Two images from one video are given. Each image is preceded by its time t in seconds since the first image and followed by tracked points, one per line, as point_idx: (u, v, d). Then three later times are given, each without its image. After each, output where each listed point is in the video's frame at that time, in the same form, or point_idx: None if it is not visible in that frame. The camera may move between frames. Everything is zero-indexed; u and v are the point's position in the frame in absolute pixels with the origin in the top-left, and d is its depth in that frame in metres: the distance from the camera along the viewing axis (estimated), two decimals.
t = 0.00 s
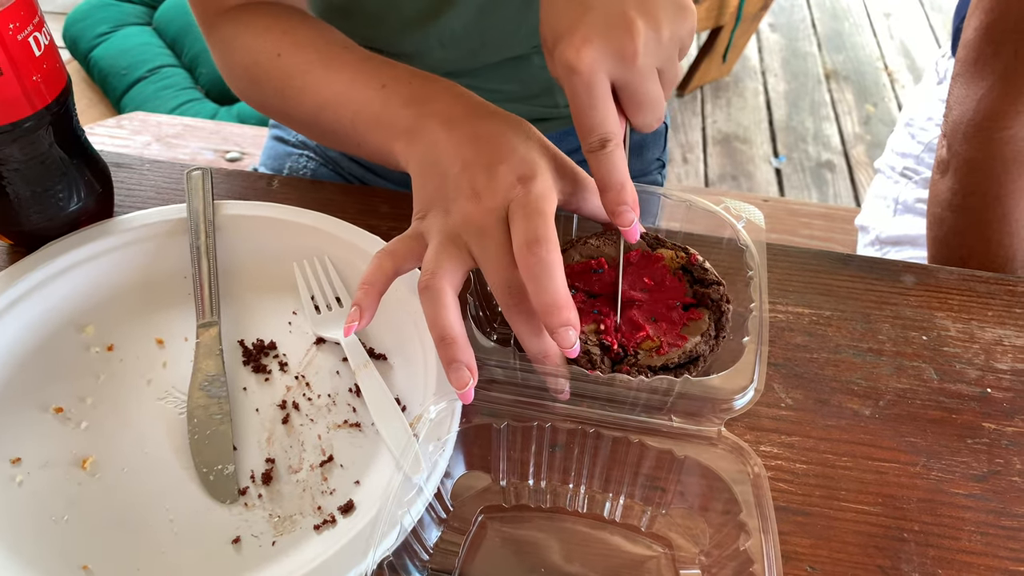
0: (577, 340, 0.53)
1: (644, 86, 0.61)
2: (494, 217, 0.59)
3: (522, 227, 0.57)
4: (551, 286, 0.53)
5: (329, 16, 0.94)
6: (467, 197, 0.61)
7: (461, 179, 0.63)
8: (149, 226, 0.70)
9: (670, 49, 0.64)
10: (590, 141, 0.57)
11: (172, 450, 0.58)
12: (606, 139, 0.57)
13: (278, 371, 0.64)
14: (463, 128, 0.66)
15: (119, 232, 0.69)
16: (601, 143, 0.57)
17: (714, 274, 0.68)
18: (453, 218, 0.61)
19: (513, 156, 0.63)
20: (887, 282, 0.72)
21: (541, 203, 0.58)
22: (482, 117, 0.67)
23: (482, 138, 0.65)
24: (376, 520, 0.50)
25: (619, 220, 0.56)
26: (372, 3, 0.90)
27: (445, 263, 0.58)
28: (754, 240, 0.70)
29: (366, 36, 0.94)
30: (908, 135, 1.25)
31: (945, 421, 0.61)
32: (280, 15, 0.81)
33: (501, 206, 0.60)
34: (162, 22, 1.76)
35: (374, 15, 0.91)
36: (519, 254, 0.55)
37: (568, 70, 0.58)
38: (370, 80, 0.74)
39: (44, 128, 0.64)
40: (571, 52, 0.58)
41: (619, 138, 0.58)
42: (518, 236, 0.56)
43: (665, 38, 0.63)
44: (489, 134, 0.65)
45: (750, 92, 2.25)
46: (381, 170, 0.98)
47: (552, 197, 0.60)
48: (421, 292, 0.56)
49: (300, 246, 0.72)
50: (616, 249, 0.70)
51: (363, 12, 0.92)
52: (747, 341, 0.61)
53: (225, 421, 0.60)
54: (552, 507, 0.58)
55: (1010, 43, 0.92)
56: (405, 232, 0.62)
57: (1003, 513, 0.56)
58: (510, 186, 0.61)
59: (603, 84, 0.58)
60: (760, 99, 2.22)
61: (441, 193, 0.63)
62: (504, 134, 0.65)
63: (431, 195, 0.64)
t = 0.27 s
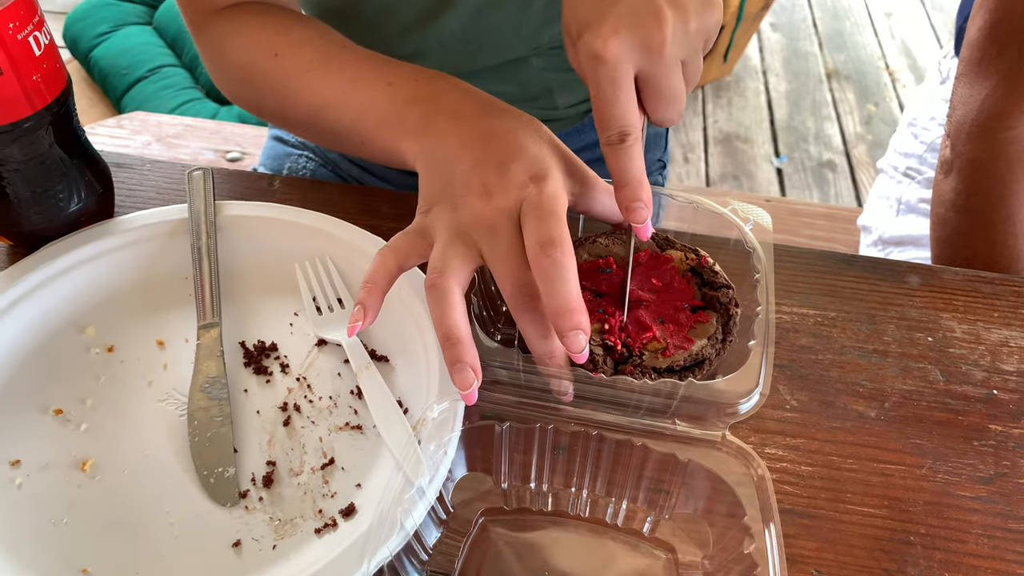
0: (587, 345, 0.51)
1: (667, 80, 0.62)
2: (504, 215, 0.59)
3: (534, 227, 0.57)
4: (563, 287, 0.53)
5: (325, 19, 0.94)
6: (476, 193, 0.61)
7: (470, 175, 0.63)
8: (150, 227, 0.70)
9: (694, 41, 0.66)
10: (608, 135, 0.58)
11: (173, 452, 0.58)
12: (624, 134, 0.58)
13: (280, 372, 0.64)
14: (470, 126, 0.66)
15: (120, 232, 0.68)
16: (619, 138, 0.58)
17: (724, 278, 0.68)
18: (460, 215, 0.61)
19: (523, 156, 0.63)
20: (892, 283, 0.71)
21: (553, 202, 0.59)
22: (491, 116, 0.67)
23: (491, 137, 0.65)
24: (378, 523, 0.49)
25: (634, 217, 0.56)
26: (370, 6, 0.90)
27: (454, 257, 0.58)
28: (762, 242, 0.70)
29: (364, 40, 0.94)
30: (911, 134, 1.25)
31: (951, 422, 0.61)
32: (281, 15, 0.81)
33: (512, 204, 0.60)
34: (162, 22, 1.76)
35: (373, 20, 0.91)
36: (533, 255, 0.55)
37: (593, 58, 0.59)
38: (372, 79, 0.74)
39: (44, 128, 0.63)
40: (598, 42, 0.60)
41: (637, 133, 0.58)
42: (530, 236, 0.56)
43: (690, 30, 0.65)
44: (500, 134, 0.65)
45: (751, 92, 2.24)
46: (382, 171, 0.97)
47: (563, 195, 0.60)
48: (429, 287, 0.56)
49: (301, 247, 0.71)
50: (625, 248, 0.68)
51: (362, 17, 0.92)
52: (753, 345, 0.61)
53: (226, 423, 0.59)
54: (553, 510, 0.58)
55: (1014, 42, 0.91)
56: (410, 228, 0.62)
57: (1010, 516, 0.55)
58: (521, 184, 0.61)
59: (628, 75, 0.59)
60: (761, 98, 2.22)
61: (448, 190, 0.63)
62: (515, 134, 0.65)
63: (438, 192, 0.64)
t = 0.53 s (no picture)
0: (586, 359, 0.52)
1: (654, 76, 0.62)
2: (498, 215, 0.59)
3: (532, 237, 0.57)
4: (562, 299, 0.54)
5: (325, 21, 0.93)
6: (470, 192, 0.61)
7: (465, 174, 0.63)
8: (146, 226, 0.69)
9: (680, 36, 0.65)
10: (598, 133, 0.59)
11: (168, 453, 0.57)
12: (615, 129, 0.58)
13: (276, 372, 0.64)
14: (468, 125, 0.66)
15: (116, 232, 0.68)
16: (610, 133, 0.58)
17: (723, 279, 0.67)
18: (455, 214, 0.60)
19: (519, 155, 0.63)
20: (892, 282, 0.71)
21: (548, 208, 0.59)
22: (488, 115, 0.67)
23: (487, 136, 0.65)
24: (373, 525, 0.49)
25: (628, 210, 0.57)
26: (369, 8, 0.89)
27: (448, 255, 0.57)
28: (761, 242, 0.70)
29: (364, 41, 0.93)
30: (910, 134, 1.24)
31: (951, 423, 0.60)
32: (278, 14, 0.81)
33: (507, 204, 0.60)
34: (160, 22, 1.75)
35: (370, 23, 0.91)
36: (533, 271, 0.56)
37: (578, 58, 0.59)
38: (369, 78, 0.74)
39: (39, 127, 0.63)
40: (580, 42, 0.60)
41: (627, 129, 0.58)
42: (528, 249, 0.57)
43: (673, 26, 0.64)
44: (496, 132, 0.65)
45: (751, 91, 2.24)
46: (380, 171, 0.97)
47: (557, 200, 0.61)
48: (424, 289, 0.55)
49: (298, 246, 0.71)
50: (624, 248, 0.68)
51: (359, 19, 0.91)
52: (750, 346, 0.61)
53: (221, 423, 0.59)
54: (549, 511, 0.57)
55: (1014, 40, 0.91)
56: (404, 229, 0.61)
57: (1010, 516, 0.55)
58: (517, 184, 0.61)
59: (612, 73, 0.59)
60: (761, 98, 2.22)
61: (442, 187, 0.63)
62: (511, 133, 0.65)
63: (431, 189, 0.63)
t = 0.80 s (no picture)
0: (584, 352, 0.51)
1: (658, 82, 0.62)
2: (488, 206, 0.59)
3: (523, 228, 0.56)
4: (557, 289, 0.53)
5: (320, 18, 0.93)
6: (459, 183, 0.61)
7: (454, 167, 0.62)
8: (134, 222, 0.69)
9: (684, 48, 0.66)
10: (598, 133, 0.58)
11: (154, 448, 0.57)
12: (614, 131, 0.57)
13: (263, 368, 0.63)
14: (457, 120, 0.66)
15: (103, 227, 0.68)
16: (609, 134, 0.57)
17: (713, 275, 0.67)
18: (443, 206, 0.60)
19: (509, 147, 0.63)
20: (883, 278, 0.71)
21: (541, 198, 0.58)
22: (478, 108, 0.67)
23: (477, 128, 0.64)
24: (358, 521, 0.49)
25: (622, 209, 0.56)
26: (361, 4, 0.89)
27: (435, 248, 0.57)
28: (750, 237, 0.70)
29: (357, 37, 0.93)
30: (905, 131, 1.24)
31: (940, 418, 0.60)
32: (268, 9, 0.80)
33: (498, 195, 0.59)
34: (157, 20, 1.75)
35: (362, 19, 0.90)
36: (528, 261, 0.54)
37: (584, 61, 0.60)
38: (358, 73, 0.73)
39: (25, 121, 0.63)
40: (587, 45, 0.61)
41: (628, 132, 0.58)
42: (521, 240, 0.56)
43: (678, 37, 0.65)
44: (486, 125, 0.65)
45: (748, 90, 2.24)
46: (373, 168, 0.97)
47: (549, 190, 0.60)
48: (411, 283, 0.55)
49: (286, 242, 0.71)
50: (611, 246, 0.68)
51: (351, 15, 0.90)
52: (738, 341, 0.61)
53: (208, 419, 0.59)
54: (537, 506, 0.57)
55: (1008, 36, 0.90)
56: (391, 223, 0.61)
57: (999, 512, 0.55)
58: (507, 174, 0.60)
59: (617, 76, 0.59)
60: (758, 97, 2.21)
61: (430, 179, 0.62)
62: (501, 126, 0.65)
63: (419, 181, 0.63)
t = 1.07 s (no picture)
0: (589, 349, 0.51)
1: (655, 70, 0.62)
2: (490, 205, 0.59)
3: (529, 227, 0.57)
4: (562, 284, 0.54)
5: (317, 15, 0.93)
6: (462, 182, 0.61)
7: (455, 166, 0.63)
8: (131, 224, 0.69)
9: (681, 33, 0.66)
10: (597, 126, 0.58)
11: (150, 450, 0.57)
12: (612, 123, 0.57)
13: (259, 369, 0.64)
14: (457, 120, 0.66)
15: (99, 229, 0.68)
16: (607, 127, 0.57)
17: (711, 273, 0.67)
18: (444, 204, 0.60)
19: (511, 147, 0.63)
20: (879, 280, 0.71)
21: (544, 198, 0.59)
22: (478, 108, 0.67)
23: (478, 128, 0.65)
24: (352, 523, 0.49)
25: (621, 205, 0.55)
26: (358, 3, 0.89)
27: (437, 247, 0.57)
28: (745, 239, 0.70)
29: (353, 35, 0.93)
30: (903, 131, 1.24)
31: (935, 420, 0.60)
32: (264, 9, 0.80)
33: (501, 194, 0.60)
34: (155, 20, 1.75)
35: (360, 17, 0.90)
36: (534, 257, 0.55)
37: (581, 49, 0.60)
38: (355, 74, 0.73)
39: (22, 124, 0.63)
40: (584, 32, 0.60)
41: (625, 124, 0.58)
42: (527, 237, 0.56)
43: (676, 21, 0.65)
44: (487, 124, 0.65)
45: (747, 90, 2.24)
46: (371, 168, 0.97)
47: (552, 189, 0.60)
48: (412, 283, 0.55)
49: (283, 243, 0.71)
50: (605, 244, 0.68)
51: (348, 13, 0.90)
52: (733, 342, 0.61)
53: (204, 420, 0.59)
54: (532, 509, 0.57)
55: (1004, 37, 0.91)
56: (392, 221, 0.61)
57: (993, 514, 0.55)
58: (510, 174, 0.61)
59: (615, 64, 0.59)
60: (756, 96, 2.22)
61: (431, 179, 0.63)
62: (502, 126, 0.65)
63: (420, 180, 0.63)
